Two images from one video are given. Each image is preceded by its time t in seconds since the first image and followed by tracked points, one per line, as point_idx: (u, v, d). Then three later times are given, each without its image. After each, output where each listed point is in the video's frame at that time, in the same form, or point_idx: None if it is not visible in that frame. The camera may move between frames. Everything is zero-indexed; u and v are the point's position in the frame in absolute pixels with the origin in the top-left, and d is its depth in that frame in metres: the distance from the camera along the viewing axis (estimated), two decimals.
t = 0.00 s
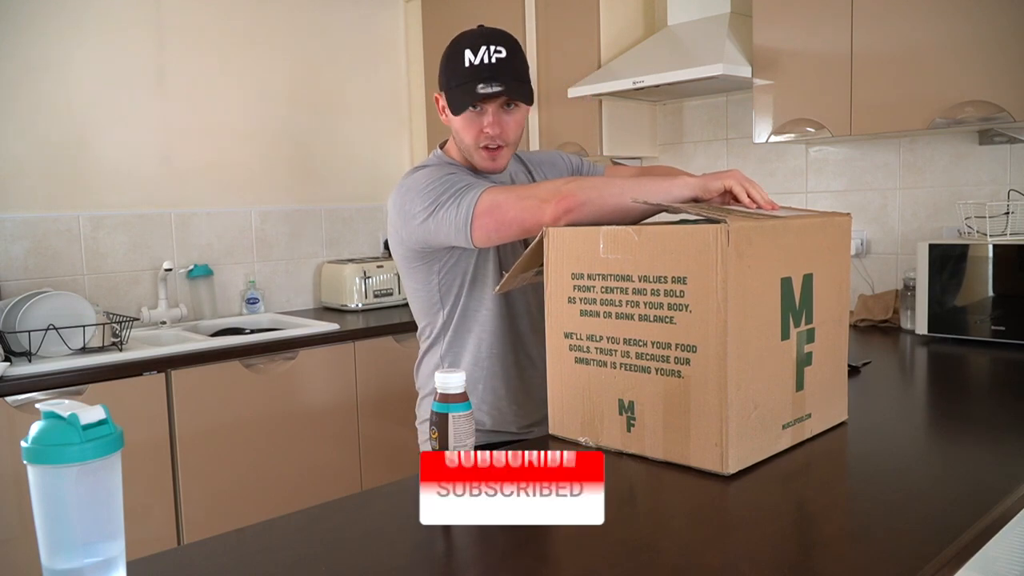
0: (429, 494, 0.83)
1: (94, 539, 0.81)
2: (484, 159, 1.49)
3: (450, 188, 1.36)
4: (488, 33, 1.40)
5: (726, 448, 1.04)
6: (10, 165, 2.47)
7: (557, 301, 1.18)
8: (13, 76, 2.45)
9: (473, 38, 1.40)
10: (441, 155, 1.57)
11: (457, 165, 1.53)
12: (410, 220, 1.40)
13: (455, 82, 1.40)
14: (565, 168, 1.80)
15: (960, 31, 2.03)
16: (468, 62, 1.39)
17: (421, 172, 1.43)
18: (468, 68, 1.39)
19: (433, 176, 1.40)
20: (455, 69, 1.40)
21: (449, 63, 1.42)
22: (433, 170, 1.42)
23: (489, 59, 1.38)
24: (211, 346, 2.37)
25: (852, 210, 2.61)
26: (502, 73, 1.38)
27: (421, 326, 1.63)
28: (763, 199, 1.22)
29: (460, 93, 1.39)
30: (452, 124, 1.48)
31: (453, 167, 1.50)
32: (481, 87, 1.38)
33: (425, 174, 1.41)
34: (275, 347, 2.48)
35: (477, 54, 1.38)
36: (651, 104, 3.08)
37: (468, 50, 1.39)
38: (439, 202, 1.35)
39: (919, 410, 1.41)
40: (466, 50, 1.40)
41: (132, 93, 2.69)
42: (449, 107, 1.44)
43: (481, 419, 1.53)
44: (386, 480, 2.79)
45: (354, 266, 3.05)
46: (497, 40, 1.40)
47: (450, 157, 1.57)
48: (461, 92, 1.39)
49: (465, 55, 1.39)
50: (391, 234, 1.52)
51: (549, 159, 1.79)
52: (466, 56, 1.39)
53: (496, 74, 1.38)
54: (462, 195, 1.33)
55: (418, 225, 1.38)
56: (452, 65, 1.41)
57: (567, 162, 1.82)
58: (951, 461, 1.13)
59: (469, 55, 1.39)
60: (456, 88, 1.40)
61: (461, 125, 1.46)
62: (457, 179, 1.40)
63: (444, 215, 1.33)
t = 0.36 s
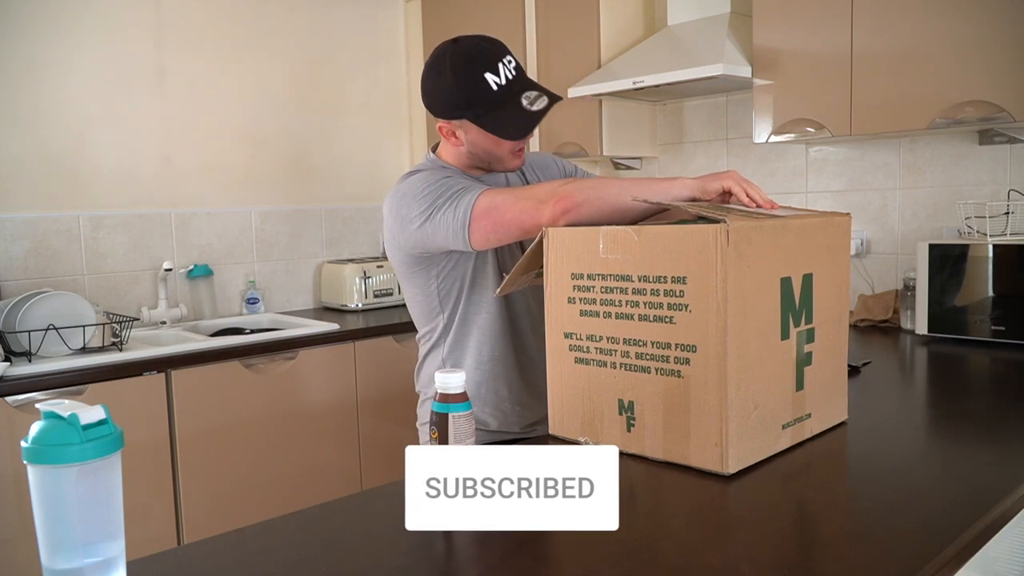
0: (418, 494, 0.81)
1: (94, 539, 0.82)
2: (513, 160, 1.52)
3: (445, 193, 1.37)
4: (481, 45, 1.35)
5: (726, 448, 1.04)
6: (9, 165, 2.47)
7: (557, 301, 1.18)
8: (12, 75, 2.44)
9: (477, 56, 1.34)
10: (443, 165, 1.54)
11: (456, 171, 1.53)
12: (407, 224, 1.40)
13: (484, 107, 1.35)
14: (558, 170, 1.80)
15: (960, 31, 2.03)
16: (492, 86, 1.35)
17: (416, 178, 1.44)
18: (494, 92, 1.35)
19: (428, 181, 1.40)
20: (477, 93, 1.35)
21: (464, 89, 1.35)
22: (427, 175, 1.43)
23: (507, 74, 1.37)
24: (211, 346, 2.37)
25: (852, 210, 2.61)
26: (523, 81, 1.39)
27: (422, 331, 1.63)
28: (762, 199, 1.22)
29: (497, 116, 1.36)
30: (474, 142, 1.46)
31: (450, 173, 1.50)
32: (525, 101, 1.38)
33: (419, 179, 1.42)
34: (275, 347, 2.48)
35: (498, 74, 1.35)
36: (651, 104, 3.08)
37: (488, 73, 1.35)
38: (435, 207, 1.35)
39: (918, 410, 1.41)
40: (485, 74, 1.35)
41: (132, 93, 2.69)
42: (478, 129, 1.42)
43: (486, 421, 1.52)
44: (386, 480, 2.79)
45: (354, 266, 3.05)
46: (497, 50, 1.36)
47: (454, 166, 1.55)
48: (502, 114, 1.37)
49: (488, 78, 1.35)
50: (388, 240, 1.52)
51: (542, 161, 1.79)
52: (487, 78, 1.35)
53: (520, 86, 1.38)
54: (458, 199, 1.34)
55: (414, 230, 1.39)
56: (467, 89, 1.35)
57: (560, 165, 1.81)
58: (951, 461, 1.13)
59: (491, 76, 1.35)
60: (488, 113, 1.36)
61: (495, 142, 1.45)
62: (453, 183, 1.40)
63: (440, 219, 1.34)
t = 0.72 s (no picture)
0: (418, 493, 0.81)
1: (94, 539, 0.82)
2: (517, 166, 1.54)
3: (445, 192, 1.37)
4: (492, 55, 1.36)
5: (727, 448, 1.04)
6: (9, 165, 2.46)
7: (557, 301, 1.18)
8: (11, 75, 2.44)
9: (488, 65, 1.35)
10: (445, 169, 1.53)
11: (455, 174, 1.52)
12: (407, 225, 1.41)
13: (494, 117, 1.35)
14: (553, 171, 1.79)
15: (960, 31, 2.03)
16: (503, 95, 1.35)
17: (416, 179, 1.44)
18: (505, 101, 1.35)
19: (427, 182, 1.41)
20: (489, 102, 1.34)
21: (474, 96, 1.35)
22: (427, 175, 1.43)
23: (518, 85, 1.37)
24: (211, 346, 2.37)
25: (852, 209, 2.61)
26: (533, 92, 1.39)
27: (422, 332, 1.63)
28: (762, 198, 1.22)
29: (508, 127, 1.36)
30: (480, 149, 1.46)
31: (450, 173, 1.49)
32: (538, 114, 1.37)
33: (419, 179, 1.42)
34: (275, 348, 2.48)
35: (510, 84, 1.36)
36: (651, 104, 3.08)
37: (500, 83, 1.35)
38: (435, 206, 1.35)
39: (918, 410, 1.41)
40: (497, 83, 1.35)
41: (131, 93, 2.69)
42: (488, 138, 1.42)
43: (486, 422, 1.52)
44: (386, 480, 2.79)
45: (354, 266, 3.05)
46: (505, 60, 1.36)
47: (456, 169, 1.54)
48: (514, 125, 1.36)
49: (500, 88, 1.35)
50: (387, 241, 1.52)
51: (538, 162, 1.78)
52: (499, 88, 1.35)
53: (531, 97, 1.38)
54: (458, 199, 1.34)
55: (414, 230, 1.39)
56: (478, 96, 1.34)
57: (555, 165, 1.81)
58: (951, 461, 1.13)
59: (503, 86, 1.35)
60: (498, 123, 1.35)
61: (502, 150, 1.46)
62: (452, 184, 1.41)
63: (440, 218, 1.34)
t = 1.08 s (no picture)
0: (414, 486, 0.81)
1: (94, 539, 0.82)
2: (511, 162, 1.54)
3: (443, 188, 1.37)
4: (485, 49, 1.35)
5: (726, 448, 1.04)
6: (9, 165, 2.46)
7: (557, 302, 1.18)
8: (11, 75, 2.44)
9: (481, 60, 1.34)
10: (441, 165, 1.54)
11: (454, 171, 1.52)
12: (405, 220, 1.40)
13: (488, 112, 1.35)
14: (551, 170, 1.79)
15: (960, 31, 2.03)
16: (498, 91, 1.35)
17: (415, 174, 1.44)
18: (500, 97, 1.35)
19: (426, 177, 1.41)
20: (483, 99, 1.34)
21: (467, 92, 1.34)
22: (426, 171, 1.43)
23: (512, 80, 1.37)
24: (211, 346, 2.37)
25: (851, 210, 2.61)
26: (527, 86, 1.39)
27: (421, 330, 1.62)
28: (759, 198, 1.22)
29: (502, 123, 1.36)
30: (475, 144, 1.46)
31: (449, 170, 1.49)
32: (531, 109, 1.37)
33: (418, 175, 1.42)
34: (275, 347, 2.48)
35: (504, 79, 1.35)
36: (651, 104, 3.08)
37: (493, 78, 1.34)
38: (433, 201, 1.35)
39: (918, 410, 1.41)
40: (491, 78, 1.34)
41: (131, 93, 2.69)
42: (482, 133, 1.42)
43: (488, 420, 1.53)
44: (386, 480, 2.79)
45: (354, 266, 3.05)
46: (498, 55, 1.36)
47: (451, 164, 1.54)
48: (508, 120, 1.36)
49: (493, 84, 1.34)
50: (386, 238, 1.51)
51: (535, 159, 1.78)
52: (492, 83, 1.35)
53: (524, 92, 1.38)
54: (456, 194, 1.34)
55: (412, 226, 1.38)
56: (472, 92, 1.34)
57: (553, 164, 1.81)
58: (951, 461, 1.13)
59: (496, 82, 1.35)
60: (493, 119, 1.35)
61: (496, 145, 1.46)
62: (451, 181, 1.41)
63: (437, 212, 1.33)
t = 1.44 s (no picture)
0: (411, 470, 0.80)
1: (94, 539, 0.82)
2: (517, 164, 1.54)
3: (446, 188, 1.37)
4: (498, 48, 1.35)
5: (727, 448, 1.04)
6: (10, 165, 2.47)
7: (557, 301, 1.18)
8: (13, 74, 2.45)
9: (494, 59, 1.34)
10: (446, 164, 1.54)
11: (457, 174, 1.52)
12: (406, 220, 1.41)
13: (496, 112, 1.35)
14: (559, 170, 1.80)
15: (960, 31, 2.03)
16: (507, 90, 1.35)
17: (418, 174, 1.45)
18: (509, 97, 1.35)
19: (429, 177, 1.41)
20: (492, 98, 1.34)
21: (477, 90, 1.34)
22: (429, 172, 1.43)
23: (523, 81, 1.37)
24: (211, 346, 2.36)
25: (851, 209, 2.61)
26: (537, 89, 1.39)
27: (424, 329, 1.63)
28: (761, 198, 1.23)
29: (510, 124, 1.36)
30: (481, 145, 1.47)
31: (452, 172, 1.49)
32: (540, 112, 1.37)
33: (421, 175, 1.43)
34: (275, 347, 2.48)
35: (515, 80, 1.35)
36: (651, 104, 3.08)
37: (504, 78, 1.34)
38: (435, 201, 1.36)
39: (918, 410, 1.41)
40: (502, 78, 1.34)
41: (132, 93, 2.69)
42: (489, 133, 1.43)
43: (487, 421, 1.54)
44: (386, 480, 2.79)
45: (354, 266, 3.05)
46: (510, 55, 1.35)
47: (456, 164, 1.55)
48: (515, 122, 1.36)
49: (504, 83, 1.34)
50: (389, 237, 1.52)
51: (542, 160, 1.78)
52: (504, 83, 1.35)
53: (533, 94, 1.38)
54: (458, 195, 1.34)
55: (413, 226, 1.39)
56: (482, 91, 1.34)
57: (562, 163, 1.82)
58: (951, 461, 1.13)
59: (507, 82, 1.35)
60: (501, 118, 1.35)
61: (502, 146, 1.46)
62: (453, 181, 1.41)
63: (439, 212, 1.34)
